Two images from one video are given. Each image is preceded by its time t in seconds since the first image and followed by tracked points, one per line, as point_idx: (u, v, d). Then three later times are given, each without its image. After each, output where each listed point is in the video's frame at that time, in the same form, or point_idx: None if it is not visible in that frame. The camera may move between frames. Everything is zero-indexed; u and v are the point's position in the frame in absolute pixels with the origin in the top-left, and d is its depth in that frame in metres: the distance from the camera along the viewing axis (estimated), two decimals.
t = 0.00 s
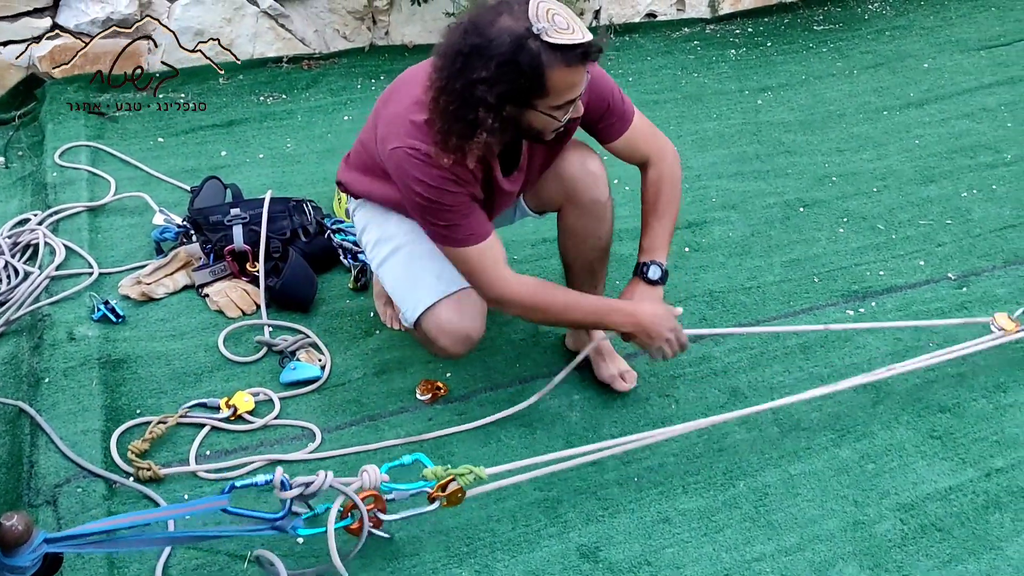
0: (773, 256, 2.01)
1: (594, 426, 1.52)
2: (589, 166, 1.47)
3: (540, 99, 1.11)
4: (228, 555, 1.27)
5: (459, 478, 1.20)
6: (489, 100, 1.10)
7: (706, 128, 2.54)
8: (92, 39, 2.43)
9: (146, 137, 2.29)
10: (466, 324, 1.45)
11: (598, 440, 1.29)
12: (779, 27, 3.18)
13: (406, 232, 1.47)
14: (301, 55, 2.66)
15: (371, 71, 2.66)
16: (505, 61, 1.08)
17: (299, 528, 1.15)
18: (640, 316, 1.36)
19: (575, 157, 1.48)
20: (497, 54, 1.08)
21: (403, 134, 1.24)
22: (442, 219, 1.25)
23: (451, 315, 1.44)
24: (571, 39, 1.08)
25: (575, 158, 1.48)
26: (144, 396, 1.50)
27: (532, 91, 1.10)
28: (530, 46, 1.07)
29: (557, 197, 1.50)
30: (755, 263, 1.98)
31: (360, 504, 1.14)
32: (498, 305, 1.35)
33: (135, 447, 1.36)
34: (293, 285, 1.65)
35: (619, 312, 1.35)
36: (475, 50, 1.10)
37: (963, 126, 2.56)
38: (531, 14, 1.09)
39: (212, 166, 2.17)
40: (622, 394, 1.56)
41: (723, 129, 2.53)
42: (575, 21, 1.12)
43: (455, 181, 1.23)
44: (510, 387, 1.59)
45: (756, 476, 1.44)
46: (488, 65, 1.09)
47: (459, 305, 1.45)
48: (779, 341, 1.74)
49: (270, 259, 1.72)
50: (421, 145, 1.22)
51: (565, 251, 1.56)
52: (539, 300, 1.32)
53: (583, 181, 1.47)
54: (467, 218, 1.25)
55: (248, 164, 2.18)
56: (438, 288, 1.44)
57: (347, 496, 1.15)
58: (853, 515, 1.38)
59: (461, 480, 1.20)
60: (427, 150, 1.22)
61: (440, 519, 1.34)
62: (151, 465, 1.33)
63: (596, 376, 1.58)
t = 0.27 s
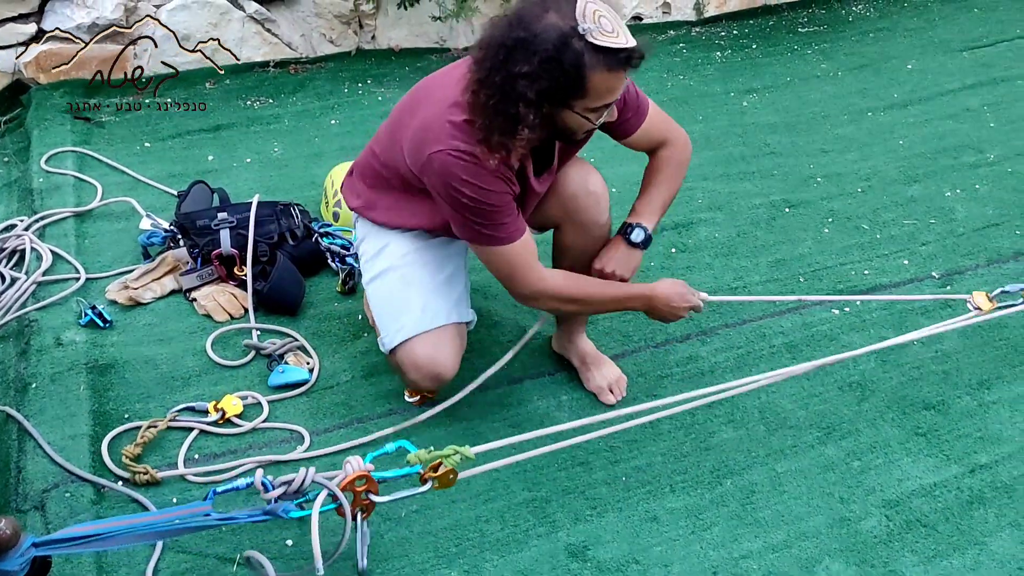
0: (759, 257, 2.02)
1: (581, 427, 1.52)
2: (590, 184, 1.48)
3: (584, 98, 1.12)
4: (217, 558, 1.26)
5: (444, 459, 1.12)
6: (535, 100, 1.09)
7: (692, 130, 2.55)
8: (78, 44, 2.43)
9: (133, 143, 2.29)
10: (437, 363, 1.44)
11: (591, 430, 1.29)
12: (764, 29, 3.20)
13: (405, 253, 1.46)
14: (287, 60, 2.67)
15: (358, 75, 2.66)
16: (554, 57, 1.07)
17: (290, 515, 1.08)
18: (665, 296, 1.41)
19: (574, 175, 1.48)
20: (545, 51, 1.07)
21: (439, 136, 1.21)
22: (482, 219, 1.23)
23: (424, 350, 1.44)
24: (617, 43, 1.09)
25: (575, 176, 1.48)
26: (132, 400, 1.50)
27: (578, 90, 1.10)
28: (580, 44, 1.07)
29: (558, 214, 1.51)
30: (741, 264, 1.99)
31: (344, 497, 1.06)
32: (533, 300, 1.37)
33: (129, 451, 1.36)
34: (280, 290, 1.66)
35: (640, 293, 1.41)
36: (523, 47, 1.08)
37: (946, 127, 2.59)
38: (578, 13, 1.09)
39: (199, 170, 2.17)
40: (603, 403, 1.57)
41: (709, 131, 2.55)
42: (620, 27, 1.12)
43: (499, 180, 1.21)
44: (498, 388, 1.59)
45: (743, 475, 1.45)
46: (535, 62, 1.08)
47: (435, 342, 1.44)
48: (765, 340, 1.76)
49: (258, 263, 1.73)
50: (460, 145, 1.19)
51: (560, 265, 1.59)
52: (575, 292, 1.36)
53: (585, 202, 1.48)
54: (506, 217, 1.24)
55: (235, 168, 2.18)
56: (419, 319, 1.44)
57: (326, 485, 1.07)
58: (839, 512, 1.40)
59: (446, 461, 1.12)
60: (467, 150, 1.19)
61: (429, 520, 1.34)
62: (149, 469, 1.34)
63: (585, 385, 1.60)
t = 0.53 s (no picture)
0: (740, 258, 2.04)
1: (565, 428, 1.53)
2: (597, 201, 1.49)
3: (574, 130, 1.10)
4: (200, 564, 1.26)
5: (424, 455, 1.14)
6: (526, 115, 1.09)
7: (674, 132, 2.57)
8: (58, 50, 2.42)
9: (114, 149, 2.28)
10: (419, 378, 1.45)
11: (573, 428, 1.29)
12: (744, 32, 3.23)
13: (402, 265, 1.47)
14: (269, 65, 2.67)
15: (341, 80, 2.67)
16: (555, 77, 1.07)
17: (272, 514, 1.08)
18: (637, 305, 1.42)
19: (581, 191, 1.49)
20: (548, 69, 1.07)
21: (442, 137, 1.22)
22: (460, 227, 1.24)
23: (407, 364, 1.44)
24: (617, 91, 1.06)
25: (581, 191, 1.49)
26: (114, 408, 1.49)
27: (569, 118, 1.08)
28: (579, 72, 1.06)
29: (562, 228, 1.52)
30: (722, 265, 2.01)
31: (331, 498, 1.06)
32: (491, 311, 1.37)
33: (113, 459, 1.35)
34: (263, 295, 1.65)
35: (608, 300, 1.41)
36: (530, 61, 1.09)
37: (924, 128, 2.62)
38: (594, 47, 1.08)
39: (181, 177, 2.17)
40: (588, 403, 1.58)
41: (690, 133, 2.57)
42: (635, 74, 1.09)
43: (482, 191, 1.20)
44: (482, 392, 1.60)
45: (725, 474, 1.47)
46: (537, 76, 1.08)
47: (420, 357, 1.45)
48: (746, 341, 1.77)
49: (241, 268, 1.72)
50: (457, 151, 1.20)
51: (556, 276, 1.61)
52: (534, 304, 1.36)
53: (589, 218, 1.49)
54: (482, 230, 1.24)
55: (217, 174, 2.18)
56: (407, 332, 1.45)
57: (309, 485, 1.08)
58: (819, 510, 1.41)
59: (427, 457, 1.14)
60: (462, 157, 1.19)
61: (413, 524, 1.34)
62: (133, 477, 1.33)
63: (569, 386, 1.60)
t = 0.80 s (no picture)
0: (721, 260, 2.05)
1: (548, 432, 1.53)
2: (588, 220, 1.49)
3: (543, 146, 1.09)
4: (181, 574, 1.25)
5: (400, 451, 1.14)
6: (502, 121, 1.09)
7: (655, 136, 2.59)
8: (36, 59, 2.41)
9: (93, 157, 2.27)
10: (394, 377, 1.43)
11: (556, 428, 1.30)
12: (724, 36, 3.25)
13: (391, 263, 1.47)
14: (250, 72, 2.66)
15: (322, 86, 2.66)
16: (537, 87, 1.07)
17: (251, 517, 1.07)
18: (595, 320, 1.41)
19: (576, 208, 1.49)
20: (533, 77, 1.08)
21: (430, 137, 1.23)
22: (429, 230, 1.23)
23: (384, 361, 1.43)
24: (583, 118, 1.04)
25: (574, 207, 1.49)
26: (94, 418, 1.48)
27: (540, 133, 1.07)
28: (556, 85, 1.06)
29: (553, 242, 1.51)
30: (703, 267, 2.02)
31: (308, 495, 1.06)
32: (446, 318, 1.35)
33: (91, 470, 1.34)
34: (243, 302, 1.65)
35: (568, 309, 1.40)
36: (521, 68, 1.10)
37: (902, 129, 2.65)
38: (580, 70, 1.06)
39: (161, 185, 2.16)
40: (570, 407, 1.58)
41: (671, 136, 2.59)
42: (612, 108, 1.06)
43: (458, 196, 1.20)
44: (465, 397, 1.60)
45: (707, 475, 1.47)
46: (522, 82, 1.09)
47: (398, 356, 1.44)
48: (728, 343, 1.79)
49: (220, 276, 1.72)
50: (441, 152, 1.20)
51: (543, 286, 1.60)
52: (488, 316, 1.34)
53: (579, 235, 1.49)
54: (450, 236, 1.23)
55: (198, 182, 2.17)
56: (388, 330, 1.44)
57: (287, 485, 1.08)
58: (801, 509, 1.42)
59: (403, 453, 1.14)
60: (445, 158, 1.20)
61: (396, 530, 1.34)
62: (112, 487, 1.32)
63: (552, 391, 1.60)
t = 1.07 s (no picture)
0: (709, 261, 2.06)
1: (537, 435, 1.53)
2: (578, 225, 1.49)
3: (526, 154, 1.09)
4: None
5: (389, 454, 1.14)
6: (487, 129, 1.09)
7: (642, 138, 2.60)
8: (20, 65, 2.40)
9: (79, 163, 2.25)
10: (386, 385, 1.43)
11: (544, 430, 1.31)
12: (710, 38, 3.27)
13: (383, 269, 1.46)
14: (236, 77, 2.66)
15: (309, 91, 2.66)
16: (522, 93, 1.07)
17: (237, 521, 1.07)
18: (573, 326, 1.41)
19: (567, 213, 1.49)
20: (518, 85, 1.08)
21: (419, 147, 1.23)
22: (414, 240, 1.23)
23: (376, 369, 1.43)
24: (561, 125, 1.04)
25: (565, 212, 1.49)
26: (80, 425, 1.47)
27: (523, 141, 1.07)
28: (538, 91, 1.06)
29: (544, 248, 1.51)
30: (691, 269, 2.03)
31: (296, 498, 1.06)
32: (427, 327, 1.35)
33: (78, 478, 1.33)
34: (231, 307, 1.65)
35: (547, 315, 1.40)
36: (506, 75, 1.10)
37: (887, 130, 2.67)
38: (561, 77, 1.06)
39: (147, 190, 2.15)
40: (559, 410, 1.58)
41: (658, 139, 2.59)
42: (593, 116, 1.06)
43: (445, 204, 1.20)
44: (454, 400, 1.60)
45: (696, 476, 1.48)
46: (507, 89, 1.09)
47: (390, 363, 1.44)
48: (716, 344, 1.79)
49: (208, 281, 1.71)
50: (429, 162, 1.20)
51: (534, 290, 1.60)
52: (467, 324, 1.34)
53: (570, 241, 1.49)
54: (436, 246, 1.23)
55: (184, 188, 2.16)
56: (380, 337, 1.44)
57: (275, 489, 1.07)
58: (789, 510, 1.42)
59: (392, 455, 1.14)
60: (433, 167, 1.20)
61: (385, 534, 1.34)
62: (100, 494, 1.31)
63: (541, 394, 1.60)
